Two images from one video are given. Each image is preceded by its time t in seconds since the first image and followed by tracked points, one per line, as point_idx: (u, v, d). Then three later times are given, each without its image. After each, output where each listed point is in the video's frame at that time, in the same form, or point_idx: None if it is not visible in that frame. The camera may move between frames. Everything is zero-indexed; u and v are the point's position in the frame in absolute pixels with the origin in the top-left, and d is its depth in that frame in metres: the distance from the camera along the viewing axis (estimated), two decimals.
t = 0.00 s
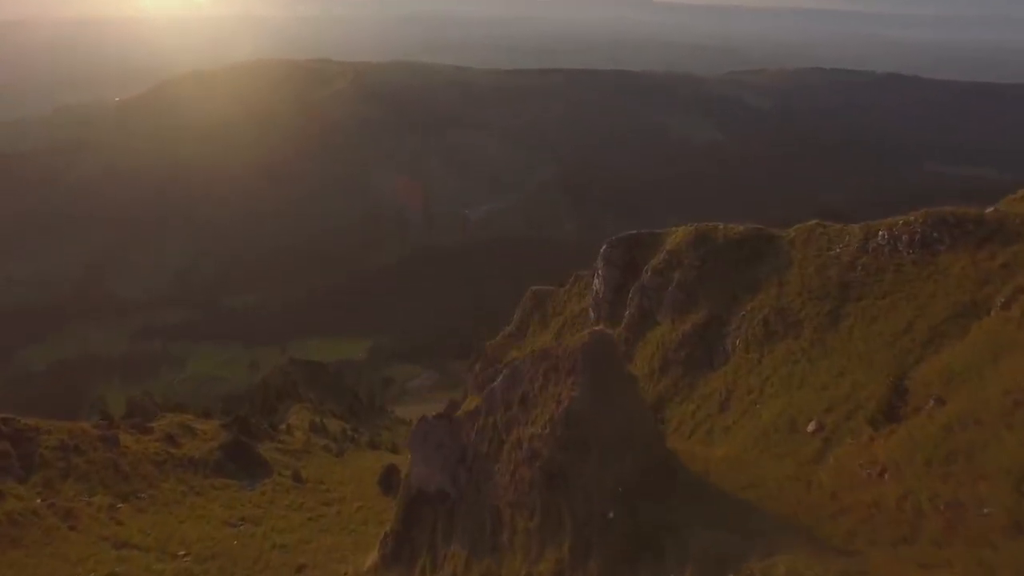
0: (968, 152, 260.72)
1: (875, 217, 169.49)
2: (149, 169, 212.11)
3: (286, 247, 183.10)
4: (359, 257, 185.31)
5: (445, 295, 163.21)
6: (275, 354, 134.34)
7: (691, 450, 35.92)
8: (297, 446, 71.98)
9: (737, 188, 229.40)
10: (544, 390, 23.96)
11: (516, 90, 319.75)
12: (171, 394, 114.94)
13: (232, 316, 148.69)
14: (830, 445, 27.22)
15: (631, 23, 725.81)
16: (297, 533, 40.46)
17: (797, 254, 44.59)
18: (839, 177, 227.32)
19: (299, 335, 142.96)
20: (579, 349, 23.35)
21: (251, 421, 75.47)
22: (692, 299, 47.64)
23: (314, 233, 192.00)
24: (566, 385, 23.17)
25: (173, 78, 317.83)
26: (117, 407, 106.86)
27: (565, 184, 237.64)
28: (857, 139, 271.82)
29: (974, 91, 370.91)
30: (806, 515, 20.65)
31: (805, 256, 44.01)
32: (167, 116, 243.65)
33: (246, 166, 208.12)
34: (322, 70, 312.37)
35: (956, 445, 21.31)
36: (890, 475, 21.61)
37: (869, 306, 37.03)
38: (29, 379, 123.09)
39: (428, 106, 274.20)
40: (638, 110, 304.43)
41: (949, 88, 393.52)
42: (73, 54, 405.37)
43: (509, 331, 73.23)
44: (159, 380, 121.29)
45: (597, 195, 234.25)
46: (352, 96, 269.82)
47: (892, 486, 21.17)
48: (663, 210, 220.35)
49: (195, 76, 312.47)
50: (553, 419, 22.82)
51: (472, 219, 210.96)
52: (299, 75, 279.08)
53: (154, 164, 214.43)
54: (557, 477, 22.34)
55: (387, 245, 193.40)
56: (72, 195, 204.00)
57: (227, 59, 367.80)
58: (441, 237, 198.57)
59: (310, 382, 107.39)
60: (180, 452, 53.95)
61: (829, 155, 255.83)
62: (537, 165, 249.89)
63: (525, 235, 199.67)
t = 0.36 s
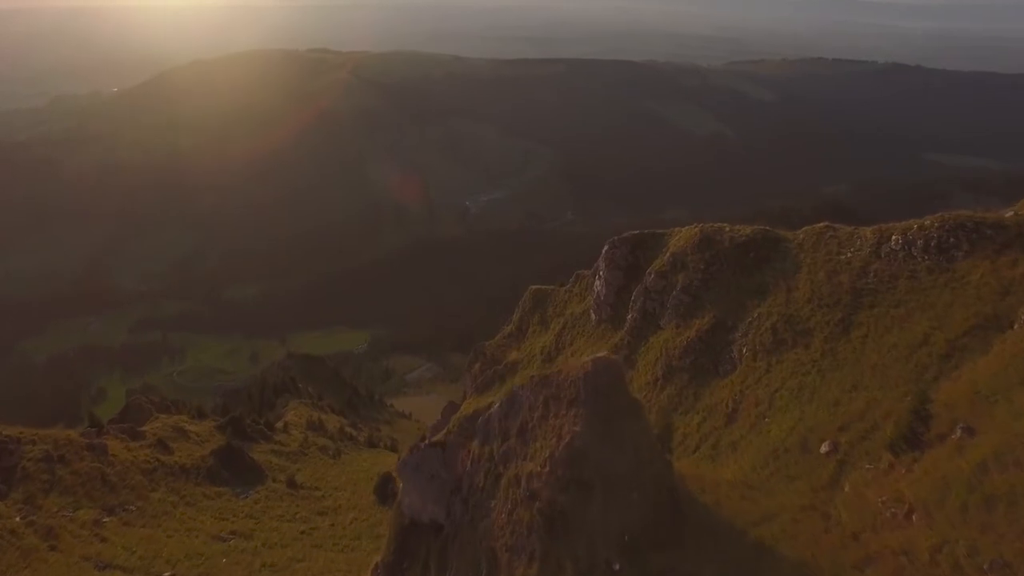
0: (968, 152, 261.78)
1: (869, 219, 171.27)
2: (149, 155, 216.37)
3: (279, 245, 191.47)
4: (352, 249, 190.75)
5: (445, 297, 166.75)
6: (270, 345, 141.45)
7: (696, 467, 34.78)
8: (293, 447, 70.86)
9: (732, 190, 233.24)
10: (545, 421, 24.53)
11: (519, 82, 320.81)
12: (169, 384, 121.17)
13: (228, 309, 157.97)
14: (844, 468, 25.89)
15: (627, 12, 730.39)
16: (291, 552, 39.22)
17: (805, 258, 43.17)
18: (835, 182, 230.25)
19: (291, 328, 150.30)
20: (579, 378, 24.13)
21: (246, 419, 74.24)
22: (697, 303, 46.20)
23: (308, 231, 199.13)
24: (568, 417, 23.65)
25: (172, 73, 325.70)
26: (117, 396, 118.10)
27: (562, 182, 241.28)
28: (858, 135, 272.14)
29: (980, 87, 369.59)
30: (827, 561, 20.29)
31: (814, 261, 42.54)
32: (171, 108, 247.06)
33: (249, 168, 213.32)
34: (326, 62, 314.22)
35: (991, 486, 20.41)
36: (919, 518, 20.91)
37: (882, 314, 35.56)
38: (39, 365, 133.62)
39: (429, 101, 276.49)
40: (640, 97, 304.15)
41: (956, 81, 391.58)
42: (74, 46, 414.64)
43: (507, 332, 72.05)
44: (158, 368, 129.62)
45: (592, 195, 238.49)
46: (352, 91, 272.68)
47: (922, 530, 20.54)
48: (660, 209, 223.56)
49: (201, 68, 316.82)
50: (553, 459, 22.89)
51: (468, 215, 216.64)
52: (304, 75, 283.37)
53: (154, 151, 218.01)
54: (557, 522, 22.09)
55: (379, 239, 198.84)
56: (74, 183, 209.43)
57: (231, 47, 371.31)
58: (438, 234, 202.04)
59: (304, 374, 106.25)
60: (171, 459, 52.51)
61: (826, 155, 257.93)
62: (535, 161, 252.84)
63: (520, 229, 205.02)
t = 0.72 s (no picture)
0: (971, 143, 260.42)
1: (872, 211, 170.31)
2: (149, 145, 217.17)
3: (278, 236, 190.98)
4: (352, 240, 189.26)
5: (446, 287, 165.37)
6: (269, 336, 141.18)
7: (703, 482, 33.81)
8: (290, 448, 69.74)
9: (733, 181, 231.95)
10: (545, 459, 23.66)
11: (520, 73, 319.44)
12: (172, 377, 120.89)
13: (228, 301, 157.54)
14: (861, 493, 25.04)
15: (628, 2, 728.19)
16: (283, 570, 37.97)
17: (816, 263, 41.69)
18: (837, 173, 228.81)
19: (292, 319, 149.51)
20: (582, 411, 23.48)
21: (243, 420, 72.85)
22: (702, 308, 44.95)
23: (308, 222, 198.34)
24: (572, 453, 22.88)
25: (174, 62, 326.17)
26: (118, 387, 117.59)
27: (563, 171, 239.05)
28: (860, 126, 271.48)
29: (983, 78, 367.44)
30: None
31: (825, 265, 41.11)
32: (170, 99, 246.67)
33: (248, 163, 212.90)
34: (326, 53, 313.18)
35: None
36: (951, 566, 20.27)
37: (897, 325, 34.29)
38: (40, 358, 133.63)
39: (429, 92, 276.29)
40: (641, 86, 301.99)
41: (958, 73, 389.88)
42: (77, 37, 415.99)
43: (508, 331, 70.54)
44: (160, 360, 129.00)
45: (593, 184, 236.24)
46: (352, 84, 272.42)
47: None
48: (660, 199, 222.26)
49: (201, 59, 316.99)
50: (555, 502, 21.92)
51: (468, 204, 215.68)
52: (304, 66, 282.51)
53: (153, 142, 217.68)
54: (558, 570, 21.09)
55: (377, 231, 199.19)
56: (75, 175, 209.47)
57: (231, 38, 370.89)
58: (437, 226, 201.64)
59: (303, 368, 105.12)
60: (163, 465, 51.20)
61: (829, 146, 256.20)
62: (536, 150, 250.97)
63: (521, 218, 204.46)
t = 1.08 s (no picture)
0: (972, 133, 259.14)
1: (873, 201, 169.34)
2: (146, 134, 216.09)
3: (277, 225, 189.81)
4: (352, 229, 187.41)
5: (445, 278, 164.36)
6: (269, 329, 140.81)
7: (711, 499, 32.69)
8: (287, 449, 68.15)
9: (734, 171, 230.76)
10: (548, 498, 25.24)
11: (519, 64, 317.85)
12: (172, 369, 120.36)
13: (228, 292, 156.80)
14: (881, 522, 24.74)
15: None
16: None
17: (827, 268, 40.31)
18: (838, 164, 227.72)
19: (291, 312, 148.99)
20: (589, 448, 24.54)
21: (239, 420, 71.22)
22: (708, 314, 43.50)
23: (308, 211, 196.62)
24: (577, 495, 23.92)
25: (170, 53, 324.69)
26: (119, 379, 117.26)
27: (562, 161, 237.66)
28: (861, 116, 269.85)
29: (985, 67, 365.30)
30: None
31: (836, 270, 39.74)
32: (168, 90, 245.64)
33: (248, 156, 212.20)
34: (323, 43, 311.61)
35: None
36: None
37: (913, 334, 33.01)
38: (40, 349, 132.90)
39: (428, 84, 275.33)
40: (641, 76, 300.15)
41: (959, 62, 387.50)
42: (74, 29, 414.15)
43: (508, 332, 69.19)
44: (160, 352, 128.51)
45: (593, 173, 234.80)
46: (351, 75, 270.87)
47: None
48: (661, 190, 221.12)
49: (197, 49, 315.20)
50: (560, 551, 22.78)
51: (468, 195, 214.55)
52: (302, 57, 280.98)
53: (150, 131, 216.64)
54: None
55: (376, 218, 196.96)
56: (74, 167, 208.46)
57: (229, 27, 369.08)
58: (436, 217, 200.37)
59: (302, 362, 103.90)
60: (155, 471, 50.15)
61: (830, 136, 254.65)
62: (536, 140, 249.53)
63: (521, 209, 203.20)
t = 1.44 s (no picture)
0: (972, 125, 258.58)
1: (874, 192, 168.87)
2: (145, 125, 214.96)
3: (277, 216, 188.91)
4: (351, 222, 186.95)
5: (445, 268, 163.48)
6: (269, 319, 139.95)
7: (722, 517, 31.60)
8: (285, 451, 64.93)
9: (735, 162, 229.61)
10: (558, 541, 24.83)
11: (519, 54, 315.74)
12: (172, 360, 119.47)
13: (228, 284, 156.20)
14: (905, 549, 24.42)
15: None
16: None
17: (840, 272, 39.10)
18: (840, 154, 226.76)
19: (292, 303, 148.06)
20: (603, 489, 24.13)
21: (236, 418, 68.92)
22: (717, 319, 42.10)
23: (308, 205, 196.34)
24: (590, 541, 23.59)
25: (167, 40, 322.51)
26: (119, 371, 115.52)
27: (563, 151, 236.55)
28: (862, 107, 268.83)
29: (986, 56, 363.23)
30: None
31: (850, 275, 38.50)
32: (165, 81, 244.36)
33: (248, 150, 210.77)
34: (321, 32, 309.54)
35: None
36: None
37: (933, 345, 31.85)
38: (40, 340, 132.21)
39: (427, 74, 273.91)
40: (640, 67, 298.79)
41: (959, 53, 385.97)
42: (69, 16, 411.71)
43: (508, 331, 68.00)
44: (160, 343, 127.50)
45: (594, 164, 233.58)
46: (350, 66, 269.33)
47: None
48: (662, 183, 220.44)
49: (195, 37, 313.17)
50: None
51: (468, 186, 213.72)
52: (300, 44, 278.48)
53: (148, 121, 215.47)
54: None
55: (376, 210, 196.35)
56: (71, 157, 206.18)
57: (226, 17, 367.42)
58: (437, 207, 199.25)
59: (302, 356, 103.24)
60: (149, 478, 48.93)
61: (832, 126, 253.31)
62: (537, 128, 247.44)
63: (521, 200, 202.70)
